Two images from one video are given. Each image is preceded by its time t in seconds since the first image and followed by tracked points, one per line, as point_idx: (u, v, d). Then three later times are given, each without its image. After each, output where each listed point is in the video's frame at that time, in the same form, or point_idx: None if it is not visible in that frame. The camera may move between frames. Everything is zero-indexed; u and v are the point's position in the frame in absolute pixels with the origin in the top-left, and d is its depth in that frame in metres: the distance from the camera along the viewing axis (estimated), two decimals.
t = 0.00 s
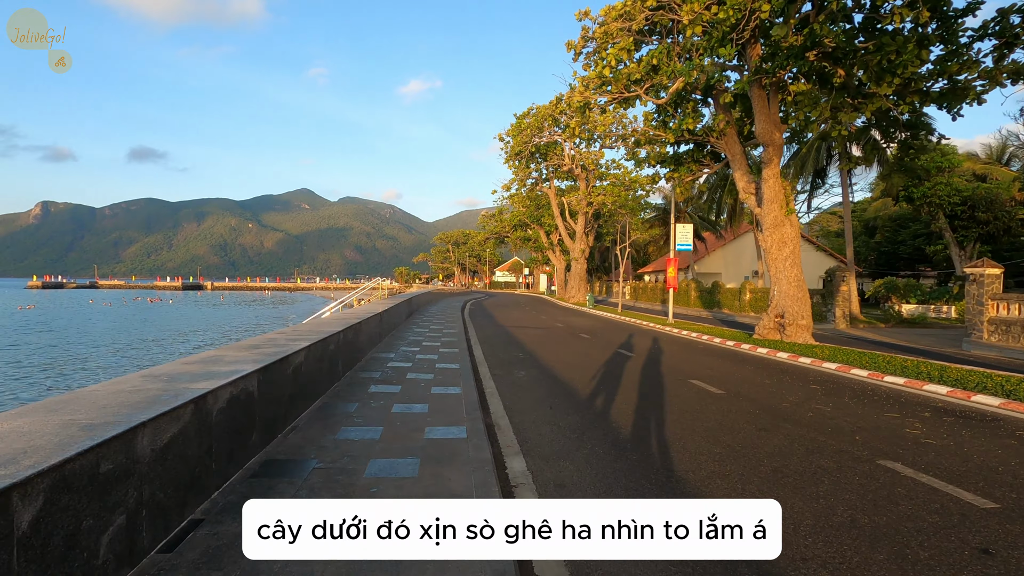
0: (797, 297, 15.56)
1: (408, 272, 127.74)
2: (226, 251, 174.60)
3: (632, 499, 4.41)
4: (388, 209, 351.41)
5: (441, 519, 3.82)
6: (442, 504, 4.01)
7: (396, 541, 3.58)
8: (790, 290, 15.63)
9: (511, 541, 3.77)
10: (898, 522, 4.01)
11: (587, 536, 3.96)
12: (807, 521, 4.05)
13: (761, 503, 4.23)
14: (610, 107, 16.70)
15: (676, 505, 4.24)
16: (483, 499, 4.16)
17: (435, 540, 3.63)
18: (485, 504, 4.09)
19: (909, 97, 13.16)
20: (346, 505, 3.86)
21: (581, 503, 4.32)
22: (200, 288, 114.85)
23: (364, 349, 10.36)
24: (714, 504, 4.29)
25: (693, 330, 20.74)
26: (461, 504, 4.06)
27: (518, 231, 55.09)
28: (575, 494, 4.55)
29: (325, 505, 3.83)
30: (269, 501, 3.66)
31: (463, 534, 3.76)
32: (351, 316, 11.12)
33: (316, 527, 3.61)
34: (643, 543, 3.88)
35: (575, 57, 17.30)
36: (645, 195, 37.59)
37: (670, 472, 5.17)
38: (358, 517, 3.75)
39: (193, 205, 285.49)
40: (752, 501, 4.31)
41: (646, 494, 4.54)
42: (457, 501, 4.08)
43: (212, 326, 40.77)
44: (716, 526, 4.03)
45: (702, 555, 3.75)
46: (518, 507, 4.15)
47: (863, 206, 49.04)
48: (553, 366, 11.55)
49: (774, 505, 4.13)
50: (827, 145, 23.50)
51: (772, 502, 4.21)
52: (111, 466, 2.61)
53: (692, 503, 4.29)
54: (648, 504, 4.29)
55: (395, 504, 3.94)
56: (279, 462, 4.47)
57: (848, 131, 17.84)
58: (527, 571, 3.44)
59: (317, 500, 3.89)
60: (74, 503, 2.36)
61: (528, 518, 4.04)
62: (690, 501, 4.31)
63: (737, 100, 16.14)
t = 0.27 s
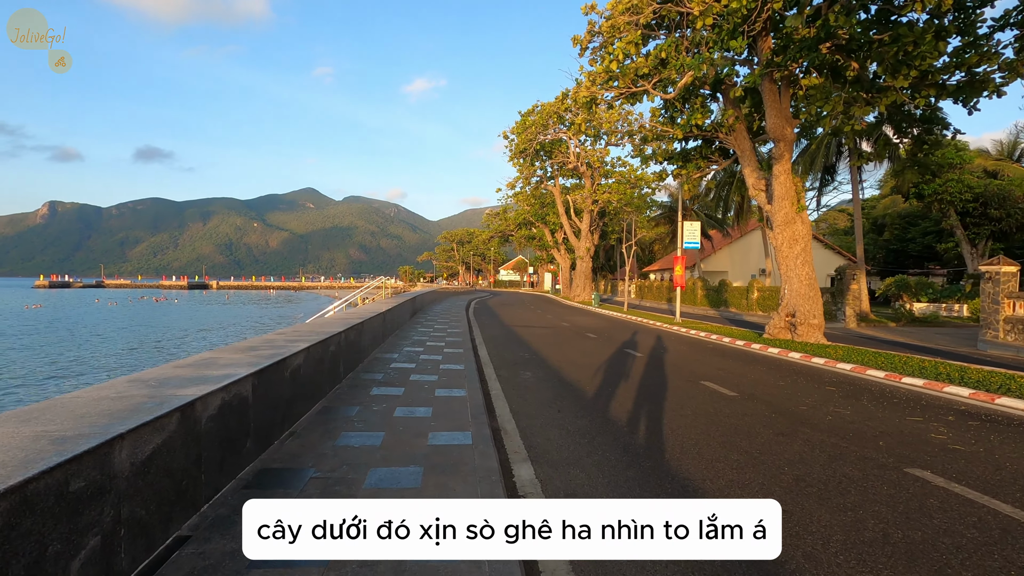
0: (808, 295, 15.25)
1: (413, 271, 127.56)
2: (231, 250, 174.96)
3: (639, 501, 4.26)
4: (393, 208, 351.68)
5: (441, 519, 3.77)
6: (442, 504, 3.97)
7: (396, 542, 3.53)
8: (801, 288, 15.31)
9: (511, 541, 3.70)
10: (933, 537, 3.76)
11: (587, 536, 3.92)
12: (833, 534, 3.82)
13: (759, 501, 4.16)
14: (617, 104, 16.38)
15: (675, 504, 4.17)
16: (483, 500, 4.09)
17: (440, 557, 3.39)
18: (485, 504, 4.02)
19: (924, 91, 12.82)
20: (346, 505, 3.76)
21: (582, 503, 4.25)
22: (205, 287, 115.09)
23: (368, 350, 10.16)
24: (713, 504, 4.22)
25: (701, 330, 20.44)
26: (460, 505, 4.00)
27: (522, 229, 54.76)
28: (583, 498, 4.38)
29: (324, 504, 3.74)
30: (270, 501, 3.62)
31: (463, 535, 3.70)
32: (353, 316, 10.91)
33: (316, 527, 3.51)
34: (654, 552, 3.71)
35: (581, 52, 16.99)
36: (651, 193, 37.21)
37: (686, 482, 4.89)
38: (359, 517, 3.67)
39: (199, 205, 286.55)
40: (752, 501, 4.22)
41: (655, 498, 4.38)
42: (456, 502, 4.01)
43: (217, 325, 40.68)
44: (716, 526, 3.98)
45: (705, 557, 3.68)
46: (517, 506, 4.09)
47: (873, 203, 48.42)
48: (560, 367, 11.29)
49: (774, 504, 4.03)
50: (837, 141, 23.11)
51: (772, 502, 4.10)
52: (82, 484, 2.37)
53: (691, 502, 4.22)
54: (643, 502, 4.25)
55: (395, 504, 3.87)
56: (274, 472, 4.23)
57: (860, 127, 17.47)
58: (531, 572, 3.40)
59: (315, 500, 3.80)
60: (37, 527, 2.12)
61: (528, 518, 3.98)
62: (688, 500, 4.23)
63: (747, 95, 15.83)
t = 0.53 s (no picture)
0: (818, 294, 14.94)
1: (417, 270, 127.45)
2: (235, 250, 175.24)
3: (639, 501, 4.17)
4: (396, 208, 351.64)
5: (441, 519, 3.69)
6: (442, 503, 3.89)
7: (397, 542, 3.46)
8: (811, 287, 15.00)
9: (511, 541, 3.62)
10: (971, 553, 3.46)
11: (587, 537, 3.83)
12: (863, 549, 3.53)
13: (760, 502, 4.08)
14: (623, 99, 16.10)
15: (674, 503, 4.09)
16: (483, 499, 3.99)
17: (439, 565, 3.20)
18: (485, 503, 3.93)
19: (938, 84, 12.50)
20: (345, 505, 3.67)
21: (582, 502, 4.16)
22: (209, 287, 115.27)
23: (369, 349, 9.95)
24: (713, 504, 4.14)
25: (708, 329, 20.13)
26: (461, 504, 3.92)
27: (526, 228, 54.48)
28: (587, 500, 4.25)
29: (324, 504, 3.68)
30: (269, 501, 3.56)
31: (463, 534, 3.62)
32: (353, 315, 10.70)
33: (316, 527, 3.45)
34: (661, 555, 3.58)
35: (586, 47, 16.72)
36: (656, 191, 36.88)
37: (701, 490, 4.60)
38: (358, 517, 3.59)
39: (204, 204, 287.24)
40: (753, 501, 4.15)
41: (659, 499, 4.26)
42: (455, 501, 3.92)
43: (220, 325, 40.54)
44: (716, 526, 3.89)
45: (707, 557, 3.60)
46: (518, 505, 4.00)
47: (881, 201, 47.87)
48: (565, 367, 11.01)
49: (775, 504, 3.96)
50: (846, 137, 22.76)
51: (772, 502, 4.05)
52: (39, 498, 2.13)
53: (691, 502, 4.15)
54: (643, 502, 4.17)
55: (394, 503, 3.80)
56: (265, 480, 3.99)
57: (871, 122, 17.12)
58: (532, 572, 3.30)
59: (312, 500, 3.74)
60: None
61: (527, 518, 3.89)
62: (688, 500, 4.16)
63: (755, 90, 15.54)
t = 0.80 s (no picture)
0: (828, 294, 14.63)
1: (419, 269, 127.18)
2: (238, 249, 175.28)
3: (639, 501, 4.20)
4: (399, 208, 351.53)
5: (441, 519, 3.72)
6: (443, 504, 3.91)
7: (397, 542, 3.49)
8: (820, 287, 14.68)
9: (511, 541, 3.65)
10: None
11: (586, 536, 3.85)
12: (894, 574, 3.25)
13: (760, 502, 4.12)
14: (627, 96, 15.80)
15: (674, 503, 4.13)
16: (483, 498, 4.01)
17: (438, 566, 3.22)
18: (485, 503, 3.95)
19: (952, 79, 12.17)
20: (345, 505, 3.69)
21: (581, 503, 4.18)
22: (212, 286, 115.26)
23: (368, 351, 9.74)
24: (711, 504, 4.18)
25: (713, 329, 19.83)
26: (461, 504, 3.94)
27: (529, 228, 54.14)
28: (586, 500, 4.28)
29: (325, 504, 3.71)
30: (270, 501, 3.59)
31: (463, 535, 3.64)
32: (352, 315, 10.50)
33: (317, 527, 3.48)
34: (658, 555, 3.61)
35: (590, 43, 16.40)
36: (660, 189, 36.53)
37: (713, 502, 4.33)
38: (359, 517, 3.62)
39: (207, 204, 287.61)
40: (751, 501, 4.19)
41: (658, 498, 4.30)
42: (456, 500, 3.95)
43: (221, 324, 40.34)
44: (716, 526, 3.92)
45: (704, 557, 3.63)
46: (517, 505, 4.02)
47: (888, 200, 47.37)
48: (568, 368, 10.84)
49: (773, 505, 4.00)
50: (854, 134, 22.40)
51: (771, 502, 4.09)
52: None
53: (691, 502, 4.18)
54: (642, 502, 4.20)
55: (395, 502, 3.82)
56: (250, 493, 3.75)
57: (880, 119, 16.80)
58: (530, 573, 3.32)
59: (313, 500, 3.76)
60: None
61: (527, 517, 3.91)
62: (687, 500, 4.19)
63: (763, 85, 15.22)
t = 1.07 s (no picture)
0: (839, 294, 14.32)
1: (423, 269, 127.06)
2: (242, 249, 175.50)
3: (641, 502, 4.16)
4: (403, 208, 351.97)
5: (441, 519, 3.68)
6: (442, 504, 3.86)
7: (396, 542, 3.44)
8: (830, 288, 14.38)
9: (511, 541, 3.61)
10: None
11: (587, 536, 3.82)
12: None
13: (761, 503, 4.12)
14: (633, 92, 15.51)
15: (675, 504, 4.12)
16: (483, 499, 3.98)
17: (441, 565, 3.18)
18: (486, 503, 3.92)
19: (970, 74, 11.85)
20: (345, 505, 3.67)
21: (582, 503, 4.16)
22: (216, 286, 115.26)
23: (369, 353, 9.54)
24: (713, 504, 4.17)
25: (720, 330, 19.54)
26: (461, 504, 3.89)
27: (533, 228, 53.81)
28: (588, 500, 4.24)
29: (324, 505, 3.69)
30: (269, 501, 3.58)
31: (463, 535, 3.60)
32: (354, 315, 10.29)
33: (317, 527, 3.46)
34: (660, 555, 3.58)
35: (596, 39, 16.12)
36: (665, 189, 36.20)
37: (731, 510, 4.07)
38: (359, 517, 3.59)
39: (211, 204, 288.48)
40: (751, 501, 4.21)
41: (659, 499, 4.29)
42: (455, 500, 3.91)
43: (224, 323, 40.18)
44: (716, 526, 3.92)
45: (706, 557, 3.60)
46: (518, 505, 3.98)
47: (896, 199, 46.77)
48: (573, 369, 10.66)
49: (774, 505, 4.02)
50: (864, 132, 22.01)
51: (772, 502, 4.10)
52: None
53: (692, 503, 4.18)
54: (643, 502, 4.17)
55: (394, 503, 3.78)
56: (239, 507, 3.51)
57: (892, 117, 16.44)
58: (533, 572, 3.30)
59: (313, 500, 3.74)
60: None
61: (527, 517, 3.88)
62: (688, 500, 4.18)
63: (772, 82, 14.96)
